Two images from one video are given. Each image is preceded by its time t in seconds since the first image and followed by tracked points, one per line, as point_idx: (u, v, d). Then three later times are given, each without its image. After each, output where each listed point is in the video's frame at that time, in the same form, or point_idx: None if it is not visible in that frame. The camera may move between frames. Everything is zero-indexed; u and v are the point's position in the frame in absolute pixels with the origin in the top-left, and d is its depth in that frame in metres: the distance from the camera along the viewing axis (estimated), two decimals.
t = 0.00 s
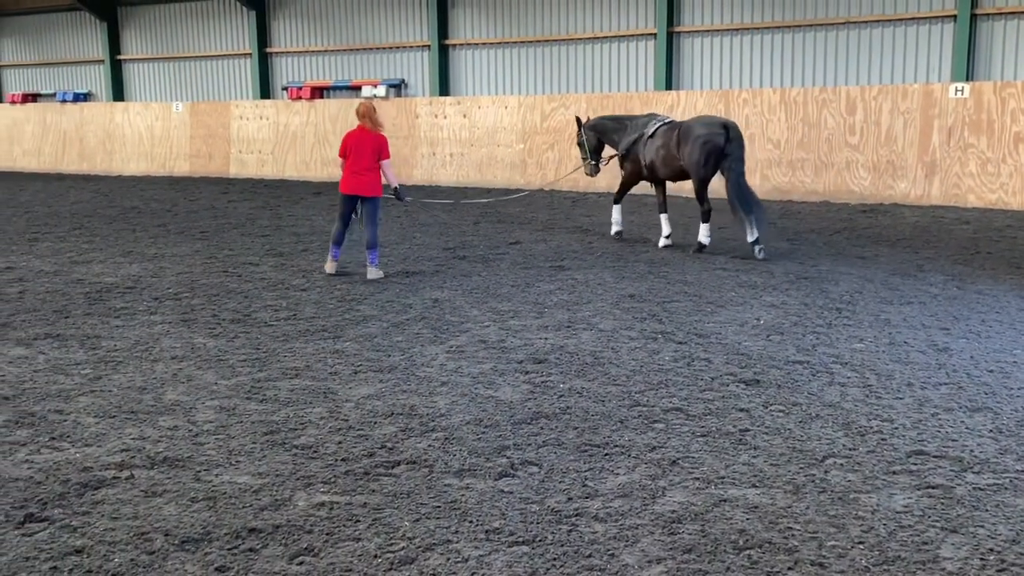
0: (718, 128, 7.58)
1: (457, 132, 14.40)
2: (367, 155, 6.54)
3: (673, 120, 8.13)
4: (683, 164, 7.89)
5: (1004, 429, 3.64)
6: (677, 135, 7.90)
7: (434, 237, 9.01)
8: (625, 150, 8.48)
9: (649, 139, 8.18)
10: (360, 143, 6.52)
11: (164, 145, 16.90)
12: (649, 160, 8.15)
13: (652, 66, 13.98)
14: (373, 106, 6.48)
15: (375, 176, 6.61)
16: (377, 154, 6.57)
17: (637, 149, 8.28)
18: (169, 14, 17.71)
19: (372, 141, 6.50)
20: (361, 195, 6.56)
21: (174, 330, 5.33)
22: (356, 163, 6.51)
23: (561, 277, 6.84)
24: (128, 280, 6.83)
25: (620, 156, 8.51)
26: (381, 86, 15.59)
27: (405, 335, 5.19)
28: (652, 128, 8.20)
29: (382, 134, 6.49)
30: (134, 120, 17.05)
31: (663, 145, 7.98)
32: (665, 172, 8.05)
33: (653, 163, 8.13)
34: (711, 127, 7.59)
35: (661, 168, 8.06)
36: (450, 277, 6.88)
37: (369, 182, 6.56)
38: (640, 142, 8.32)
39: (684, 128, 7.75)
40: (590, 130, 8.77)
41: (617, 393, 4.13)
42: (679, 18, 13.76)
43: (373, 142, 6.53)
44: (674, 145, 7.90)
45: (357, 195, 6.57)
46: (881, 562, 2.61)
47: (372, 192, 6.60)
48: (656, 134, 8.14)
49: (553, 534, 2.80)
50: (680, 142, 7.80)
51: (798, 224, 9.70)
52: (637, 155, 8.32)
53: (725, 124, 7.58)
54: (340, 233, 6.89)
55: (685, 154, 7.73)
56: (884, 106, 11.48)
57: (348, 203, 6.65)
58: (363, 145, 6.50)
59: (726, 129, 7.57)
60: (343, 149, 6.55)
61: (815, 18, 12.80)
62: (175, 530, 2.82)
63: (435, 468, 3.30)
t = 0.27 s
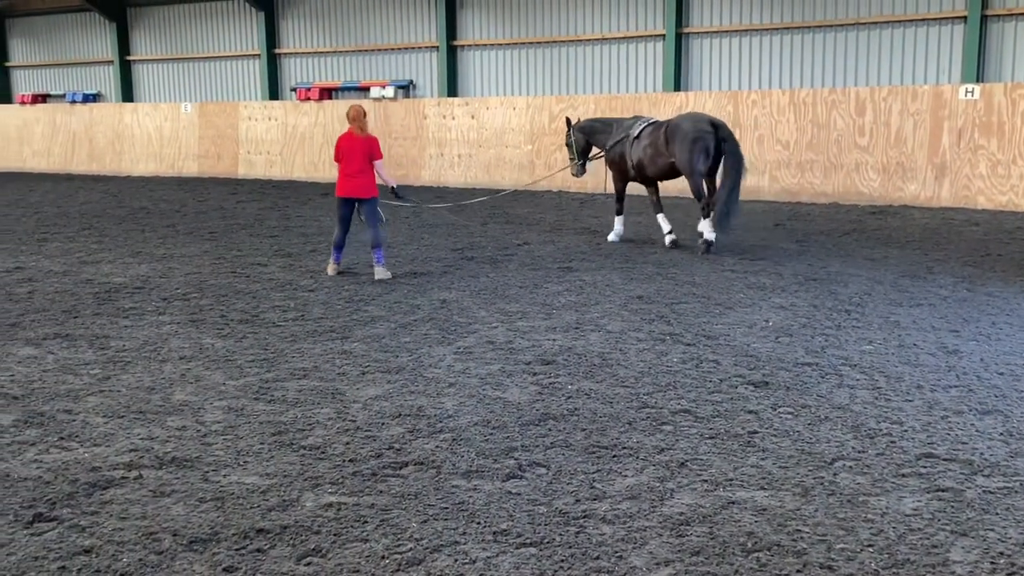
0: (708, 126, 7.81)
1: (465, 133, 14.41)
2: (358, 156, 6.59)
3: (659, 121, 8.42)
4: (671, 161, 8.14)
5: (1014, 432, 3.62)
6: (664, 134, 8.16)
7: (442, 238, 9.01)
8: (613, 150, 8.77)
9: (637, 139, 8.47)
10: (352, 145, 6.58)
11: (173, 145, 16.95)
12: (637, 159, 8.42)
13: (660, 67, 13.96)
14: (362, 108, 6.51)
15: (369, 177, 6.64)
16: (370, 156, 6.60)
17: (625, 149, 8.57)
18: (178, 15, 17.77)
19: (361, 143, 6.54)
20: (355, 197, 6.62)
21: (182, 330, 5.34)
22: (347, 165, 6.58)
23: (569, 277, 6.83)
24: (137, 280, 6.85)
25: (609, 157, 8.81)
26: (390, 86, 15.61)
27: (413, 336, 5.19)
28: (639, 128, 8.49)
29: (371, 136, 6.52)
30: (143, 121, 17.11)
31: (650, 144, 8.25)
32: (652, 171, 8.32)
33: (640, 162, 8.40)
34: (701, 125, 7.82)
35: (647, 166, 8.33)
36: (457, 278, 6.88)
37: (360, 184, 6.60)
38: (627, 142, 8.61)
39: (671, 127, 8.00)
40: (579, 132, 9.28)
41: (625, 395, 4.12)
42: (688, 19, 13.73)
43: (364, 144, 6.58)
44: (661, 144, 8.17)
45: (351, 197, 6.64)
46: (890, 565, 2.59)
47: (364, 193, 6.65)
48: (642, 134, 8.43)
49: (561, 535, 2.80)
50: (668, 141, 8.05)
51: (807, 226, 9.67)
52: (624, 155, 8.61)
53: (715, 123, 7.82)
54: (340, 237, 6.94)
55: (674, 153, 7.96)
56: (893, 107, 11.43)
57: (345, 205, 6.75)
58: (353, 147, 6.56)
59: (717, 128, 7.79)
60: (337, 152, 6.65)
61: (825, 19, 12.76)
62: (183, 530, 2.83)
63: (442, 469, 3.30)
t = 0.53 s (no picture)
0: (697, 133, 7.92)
1: (474, 133, 14.42)
2: (345, 156, 6.78)
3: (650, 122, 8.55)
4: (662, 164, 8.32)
5: None
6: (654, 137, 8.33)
7: (450, 238, 9.02)
8: (603, 149, 8.91)
9: (627, 140, 8.61)
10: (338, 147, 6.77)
11: (182, 146, 17.00)
12: (627, 160, 8.58)
13: (669, 67, 13.94)
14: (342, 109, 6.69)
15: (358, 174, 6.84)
16: (356, 154, 6.77)
17: (614, 148, 8.71)
18: (188, 16, 17.83)
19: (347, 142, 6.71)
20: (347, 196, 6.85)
21: (191, 330, 5.35)
22: (336, 167, 6.79)
23: (577, 279, 6.83)
24: (147, 280, 6.87)
25: (598, 154, 8.96)
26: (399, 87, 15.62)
27: (421, 336, 5.19)
28: (629, 128, 8.62)
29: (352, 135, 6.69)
30: (153, 122, 17.17)
31: (641, 146, 8.40)
32: (643, 172, 8.50)
33: (631, 163, 8.56)
34: (690, 132, 7.94)
35: (637, 167, 8.50)
36: (465, 279, 6.89)
37: (350, 183, 6.82)
38: (617, 141, 8.75)
39: (662, 131, 8.13)
40: (567, 134, 9.44)
41: (633, 396, 4.12)
42: (697, 20, 13.71)
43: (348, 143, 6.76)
44: (652, 147, 8.32)
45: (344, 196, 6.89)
46: (899, 568, 2.58)
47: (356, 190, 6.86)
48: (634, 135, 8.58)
49: (568, 536, 2.79)
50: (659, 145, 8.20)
51: (816, 227, 9.64)
52: (614, 154, 8.75)
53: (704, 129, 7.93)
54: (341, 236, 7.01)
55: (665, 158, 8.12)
56: (903, 108, 11.39)
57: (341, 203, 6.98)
58: (337, 148, 6.75)
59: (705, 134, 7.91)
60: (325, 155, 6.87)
61: (835, 20, 12.72)
62: (191, 530, 2.83)
63: (450, 470, 3.30)
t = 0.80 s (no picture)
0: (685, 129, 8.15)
1: (483, 134, 14.43)
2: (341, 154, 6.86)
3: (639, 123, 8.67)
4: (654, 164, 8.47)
5: None
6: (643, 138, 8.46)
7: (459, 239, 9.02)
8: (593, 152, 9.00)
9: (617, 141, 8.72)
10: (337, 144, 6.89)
11: (192, 146, 17.06)
12: (618, 162, 8.70)
13: (679, 68, 13.92)
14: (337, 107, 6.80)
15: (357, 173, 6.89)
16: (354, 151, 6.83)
17: (605, 151, 8.82)
18: (198, 16, 17.89)
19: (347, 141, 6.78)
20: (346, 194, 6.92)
21: (200, 330, 5.36)
22: (335, 165, 6.89)
23: (586, 279, 6.83)
24: (156, 280, 6.90)
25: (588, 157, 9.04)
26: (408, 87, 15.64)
27: (429, 336, 5.20)
28: (619, 130, 8.73)
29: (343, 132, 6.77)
30: (163, 122, 17.23)
31: (632, 147, 8.53)
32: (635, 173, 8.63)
33: (621, 164, 8.68)
34: (680, 130, 8.14)
35: (629, 168, 8.63)
36: (473, 279, 6.90)
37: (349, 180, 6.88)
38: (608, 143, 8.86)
39: (652, 132, 8.27)
40: (556, 129, 9.48)
41: (641, 397, 4.12)
42: (706, 20, 13.69)
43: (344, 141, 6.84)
44: (643, 148, 8.46)
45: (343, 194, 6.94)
46: (907, 569, 2.58)
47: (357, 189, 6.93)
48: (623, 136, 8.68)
49: (576, 537, 2.79)
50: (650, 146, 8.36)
51: (825, 228, 9.61)
52: (603, 156, 8.86)
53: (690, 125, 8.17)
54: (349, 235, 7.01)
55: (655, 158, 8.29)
56: (913, 109, 11.36)
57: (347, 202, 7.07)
58: (337, 147, 6.81)
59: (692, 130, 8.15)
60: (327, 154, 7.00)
61: (845, 21, 12.68)
62: (200, 528, 2.84)
63: (458, 469, 3.31)
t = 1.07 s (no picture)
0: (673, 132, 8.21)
1: (492, 133, 14.43)
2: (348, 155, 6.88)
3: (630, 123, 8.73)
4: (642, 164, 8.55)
5: None
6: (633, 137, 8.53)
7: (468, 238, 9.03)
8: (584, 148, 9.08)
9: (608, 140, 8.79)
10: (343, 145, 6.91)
11: (203, 145, 17.11)
12: (608, 160, 8.78)
13: (689, 68, 13.90)
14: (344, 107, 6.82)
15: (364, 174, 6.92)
16: (361, 152, 6.86)
17: (596, 149, 8.88)
18: (209, 16, 17.94)
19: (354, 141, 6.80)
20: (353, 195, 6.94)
21: (210, 328, 5.38)
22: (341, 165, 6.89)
23: (595, 279, 6.83)
24: (166, 279, 6.92)
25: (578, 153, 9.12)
26: (417, 87, 15.66)
27: (438, 336, 5.20)
28: (611, 130, 8.79)
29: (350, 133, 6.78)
30: (174, 121, 17.29)
31: (621, 147, 8.60)
32: (625, 171, 8.71)
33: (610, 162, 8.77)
34: (667, 132, 8.22)
35: (618, 167, 8.73)
36: (482, 279, 6.90)
37: (354, 180, 6.89)
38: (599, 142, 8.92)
39: (641, 132, 8.35)
40: (546, 128, 9.45)
41: (651, 397, 4.11)
42: (717, 20, 13.66)
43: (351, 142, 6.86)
44: (632, 147, 8.54)
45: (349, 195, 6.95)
46: (918, 571, 2.57)
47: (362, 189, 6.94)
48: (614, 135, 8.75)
49: (585, 537, 2.79)
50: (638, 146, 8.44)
51: (836, 228, 9.57)
52: (593, 153, 8.95)
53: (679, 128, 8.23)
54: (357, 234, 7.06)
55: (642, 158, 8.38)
56: (925, 109, 11.31)
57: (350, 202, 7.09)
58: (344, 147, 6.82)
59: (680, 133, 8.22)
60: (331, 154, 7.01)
61: (856, 20, 12.63)
62: (210, 526, 2.85)
63: (467, 469, 3.31)
